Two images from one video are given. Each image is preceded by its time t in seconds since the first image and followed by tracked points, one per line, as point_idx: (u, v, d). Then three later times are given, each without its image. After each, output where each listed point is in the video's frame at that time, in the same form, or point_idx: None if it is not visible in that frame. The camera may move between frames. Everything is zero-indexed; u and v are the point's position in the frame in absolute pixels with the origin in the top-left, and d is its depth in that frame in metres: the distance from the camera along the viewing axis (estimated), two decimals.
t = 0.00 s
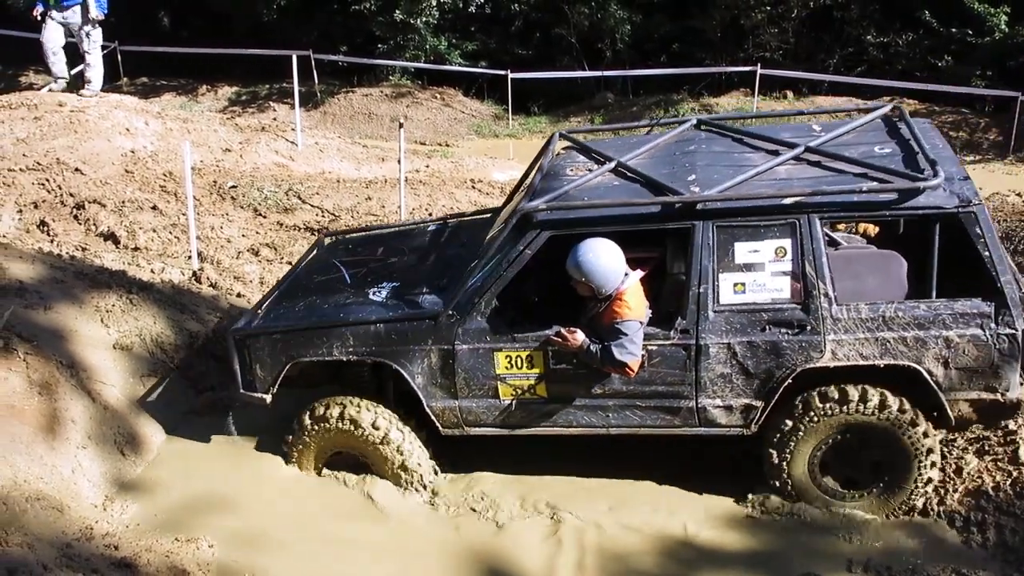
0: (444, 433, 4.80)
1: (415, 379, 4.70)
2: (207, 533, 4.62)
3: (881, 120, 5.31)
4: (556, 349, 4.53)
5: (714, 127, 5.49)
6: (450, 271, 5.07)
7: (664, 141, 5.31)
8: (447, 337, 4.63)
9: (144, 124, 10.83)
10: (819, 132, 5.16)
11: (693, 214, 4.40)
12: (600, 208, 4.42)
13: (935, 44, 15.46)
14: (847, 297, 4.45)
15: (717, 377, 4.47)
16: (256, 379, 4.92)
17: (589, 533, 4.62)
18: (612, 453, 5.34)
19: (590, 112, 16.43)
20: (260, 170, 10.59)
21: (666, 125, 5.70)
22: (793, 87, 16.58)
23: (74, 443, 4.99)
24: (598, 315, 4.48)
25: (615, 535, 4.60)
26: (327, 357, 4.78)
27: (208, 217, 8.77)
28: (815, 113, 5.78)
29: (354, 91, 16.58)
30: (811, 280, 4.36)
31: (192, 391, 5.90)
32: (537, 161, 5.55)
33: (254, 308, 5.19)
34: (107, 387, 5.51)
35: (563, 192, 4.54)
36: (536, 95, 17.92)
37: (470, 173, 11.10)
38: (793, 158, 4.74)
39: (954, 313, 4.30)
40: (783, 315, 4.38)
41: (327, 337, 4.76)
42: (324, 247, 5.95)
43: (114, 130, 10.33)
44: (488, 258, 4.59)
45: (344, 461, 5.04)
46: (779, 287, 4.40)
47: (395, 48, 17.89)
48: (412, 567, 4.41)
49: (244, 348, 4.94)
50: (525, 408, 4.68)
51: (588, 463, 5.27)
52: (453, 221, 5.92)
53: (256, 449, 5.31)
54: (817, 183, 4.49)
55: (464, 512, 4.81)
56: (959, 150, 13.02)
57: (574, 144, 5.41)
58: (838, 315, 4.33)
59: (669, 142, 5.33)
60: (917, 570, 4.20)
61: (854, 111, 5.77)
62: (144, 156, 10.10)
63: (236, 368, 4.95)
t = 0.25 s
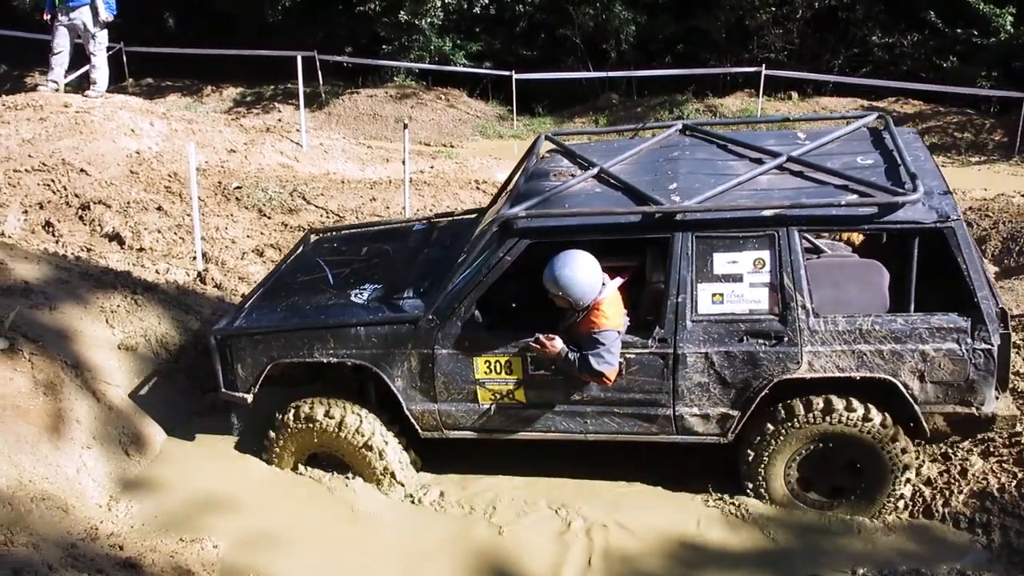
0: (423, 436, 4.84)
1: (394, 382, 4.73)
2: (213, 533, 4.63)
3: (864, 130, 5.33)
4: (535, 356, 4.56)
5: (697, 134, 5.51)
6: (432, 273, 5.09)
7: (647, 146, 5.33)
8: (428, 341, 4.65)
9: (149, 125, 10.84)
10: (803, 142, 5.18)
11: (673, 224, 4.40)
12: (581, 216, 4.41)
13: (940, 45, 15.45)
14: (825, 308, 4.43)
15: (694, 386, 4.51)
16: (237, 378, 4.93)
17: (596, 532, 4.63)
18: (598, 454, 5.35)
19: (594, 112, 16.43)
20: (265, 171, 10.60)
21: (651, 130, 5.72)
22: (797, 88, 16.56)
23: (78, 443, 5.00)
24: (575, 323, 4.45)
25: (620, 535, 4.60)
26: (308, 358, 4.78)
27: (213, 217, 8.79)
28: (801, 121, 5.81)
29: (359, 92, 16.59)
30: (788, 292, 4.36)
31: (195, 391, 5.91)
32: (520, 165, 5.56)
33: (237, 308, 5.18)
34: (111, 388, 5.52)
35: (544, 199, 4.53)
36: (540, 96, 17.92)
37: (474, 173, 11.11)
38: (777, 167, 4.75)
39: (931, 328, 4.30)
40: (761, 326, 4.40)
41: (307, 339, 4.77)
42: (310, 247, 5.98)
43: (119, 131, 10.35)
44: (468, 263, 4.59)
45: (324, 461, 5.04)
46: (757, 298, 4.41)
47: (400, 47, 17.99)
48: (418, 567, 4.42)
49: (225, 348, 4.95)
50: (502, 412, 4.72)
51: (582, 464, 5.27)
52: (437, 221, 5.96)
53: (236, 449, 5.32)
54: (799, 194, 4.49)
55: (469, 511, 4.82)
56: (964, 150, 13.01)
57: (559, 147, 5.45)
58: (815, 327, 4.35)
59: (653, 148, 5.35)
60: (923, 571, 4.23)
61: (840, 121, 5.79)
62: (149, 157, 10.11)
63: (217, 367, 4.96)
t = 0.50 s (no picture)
0: (410, 436, 4.85)
1: (381, 382, 4.74)
2: (218, 533, 4.63)
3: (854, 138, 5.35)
4: (522, 358, 4.56)
5: (687, 139, 5.53)
6: (421, 273, 5.10)
7: (636, 150, 5.34)
8: (415, 342, 4.65)
9: (155, 125, 10.86)
10: (791, 147, 5.19)
11: (660, 229, 4.41)
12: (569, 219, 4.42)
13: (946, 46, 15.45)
14: (811, 314, 4.49)
15: (679, 390, 4.51)
16: (225, 376, 4.95)
17: (602, 533, 4.63)
18: (588, 456, 5.36)
19: (599, 113, 16.44)
20: (270, 172, 10.62)
21: (641, 133, 5.73)
22: (802, 89, 16.55)
23: (84, 443, 5.01)
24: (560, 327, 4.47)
25: (625, 536, 4.60)
26: (295, 358, 4.79)
27: (219, 218, 8.81)
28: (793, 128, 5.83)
29: (364, 93, 16.61)
30: (774, 298, 4.38)
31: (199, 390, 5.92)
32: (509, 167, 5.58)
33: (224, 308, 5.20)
34: (115, 389, 5.53)
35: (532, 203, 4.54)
36: (545, 97, 17.92)
37: (479, 174, 11.11)
38: (764, 173, 4.77)
39: (915, 335, 4.30)
40: (746, 331, 4.41)
41: (295, 338, 4.78)
42: (301, 246, 6.00)
43: (125, 132, 10.38)
44: (457, 266, 4.60)
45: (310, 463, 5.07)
46: (743, 303, 4.42)
47: (405, 49, 18.06)
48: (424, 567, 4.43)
49: (213, 347, 4.96)
50: (490, 414, 4.72)
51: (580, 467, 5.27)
52: (427, 222, 5.98)
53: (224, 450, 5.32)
54: (786, 201, 4.50)
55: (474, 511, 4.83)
56: (970, 151, 12.98)
57: (548, 150, 5.46)
58: (800, 333, 4.36)
59: (641, 152, 5.36)
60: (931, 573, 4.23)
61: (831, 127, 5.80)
62: (154, 158, 10.13)
63: (205, 366, 4.97)
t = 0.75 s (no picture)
0: (401, 435, 4.84)
1: (373, 380, 4.74)
2: (224, 534, 4.64)
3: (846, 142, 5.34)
4: (513, 357, 4.56)
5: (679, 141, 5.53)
6: (414, 273, 5.11)
7: (629, 152, 5.34)
8: (407, 340, 4.65)
9: (161, 126, 10.88)
10: (784, 150, 5.19)
11: (651, 229, 4.43)
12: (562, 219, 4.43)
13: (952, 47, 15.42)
14: (801, 315, 4.47)
15: (670, 390, 4.51)
16: (218, 373, 4.96)
17: (609, 534, 4.63)
18: (584, 457, 5.37)
19: (605, 114, 16.43)
20: (275, 173, 10.64)
21: (634, 135, 5.73)
22: (808, 90, 16.52)
23: (89, 443, 5.03)
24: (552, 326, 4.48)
25: (631, 537, 4.60)
26: (288, 355, 4.80)
27: (224, 219, 8.83)
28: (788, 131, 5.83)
29: (369, 94, 16.61)
30: (765, 299, 4.38)
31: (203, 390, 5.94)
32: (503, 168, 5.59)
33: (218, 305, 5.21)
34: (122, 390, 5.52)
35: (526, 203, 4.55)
36: (550, 98, 17.92)
37: (484, 175, 11.12)
38: (756, 176, 4.76)
39: (904, 337, 4.31)
40: (737, 332, 4.40)
41: (288, 335, 4.79)
42: (294, 246, 6.01)
43: (131, 133, 10.41)
44: (449, 265, 4.61)
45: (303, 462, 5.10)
46: (734, 304, 4.42)
47: (410, 49, 18.11)
48: (430, 567, 4.43)
49: (206, 343, 4.97)
50: (481, 413, 4.72)
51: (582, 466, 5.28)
52: (420, 222, 5.99)
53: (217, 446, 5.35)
54: (778, 202, 4.50)
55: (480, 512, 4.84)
56: (976, 152, 12.95)
57: (542, 151, 5.48)
58: (790, 334, 4.36)
59: (634, 154, 5.36)
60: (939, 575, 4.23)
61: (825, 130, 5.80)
62: (161, 159, 10.16)
63: (198, 362, 4.98)
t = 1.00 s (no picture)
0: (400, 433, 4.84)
1: (372, 378, 4.74)
2: (233, 534, 4.64)
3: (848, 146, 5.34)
4: (512, 357, 4.57)
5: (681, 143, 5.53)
6: (415, 272, 5.13)
7: (629, 154, 5.35)
8: (406, 338, 4.66)
9: (171, 128, 10.92)
10: (784, 154, 5.18)
11: (650, 230, 4.44)
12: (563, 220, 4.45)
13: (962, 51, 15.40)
14: (799, 319, 4.49)
15: (669, 392, 4.50)
16: (218, 370, 4.97)
17: (618, 537, 4.62)
18: (584, 458, 5.38)
19: (613, 117, 16.44)
20: (284, 175, 10.66)
21: (635, 137, 5.74)
22: (817, 93, 16.50)
23: (100, 443, 5.04)
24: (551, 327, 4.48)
25: (640, 540, 4.59)
26: (288, 352, 4.81)
27: (234, 221, 8.86)
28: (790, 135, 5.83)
29: (378, 96, 16.65)
30: (764, 301, 4.38)
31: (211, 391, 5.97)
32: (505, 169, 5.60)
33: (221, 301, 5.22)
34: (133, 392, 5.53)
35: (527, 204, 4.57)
36: (559, 101, 17.93)
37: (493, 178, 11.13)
38: (757, 179, 4.76)
39: (902, 341, 4.30)
40: (736, 333, 4.41)
41: (288, 332, 4.80)
42: (296, 245, 6.03)
43: (141, 135, 10.46)
44: (450, 265, 4.63)
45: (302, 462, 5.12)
46: (732, 306, 4.42)
47: (419, 52, 18.21)
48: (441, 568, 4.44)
49: (207, 340, 4.98)
50: (481, 412, 4.72)
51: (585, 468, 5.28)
52: (422, 223, 6.01)
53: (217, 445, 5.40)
54: (778, 205, 4.50)
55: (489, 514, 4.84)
56: (987, 155, 12.91)
57: (543, 153, 5.49)
58: (788, 336, 4.36)
59: (635, 156, 5.37)
60: None
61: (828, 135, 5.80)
62: (170, 161, 10.20)
63: (199, 358, 4.99)
